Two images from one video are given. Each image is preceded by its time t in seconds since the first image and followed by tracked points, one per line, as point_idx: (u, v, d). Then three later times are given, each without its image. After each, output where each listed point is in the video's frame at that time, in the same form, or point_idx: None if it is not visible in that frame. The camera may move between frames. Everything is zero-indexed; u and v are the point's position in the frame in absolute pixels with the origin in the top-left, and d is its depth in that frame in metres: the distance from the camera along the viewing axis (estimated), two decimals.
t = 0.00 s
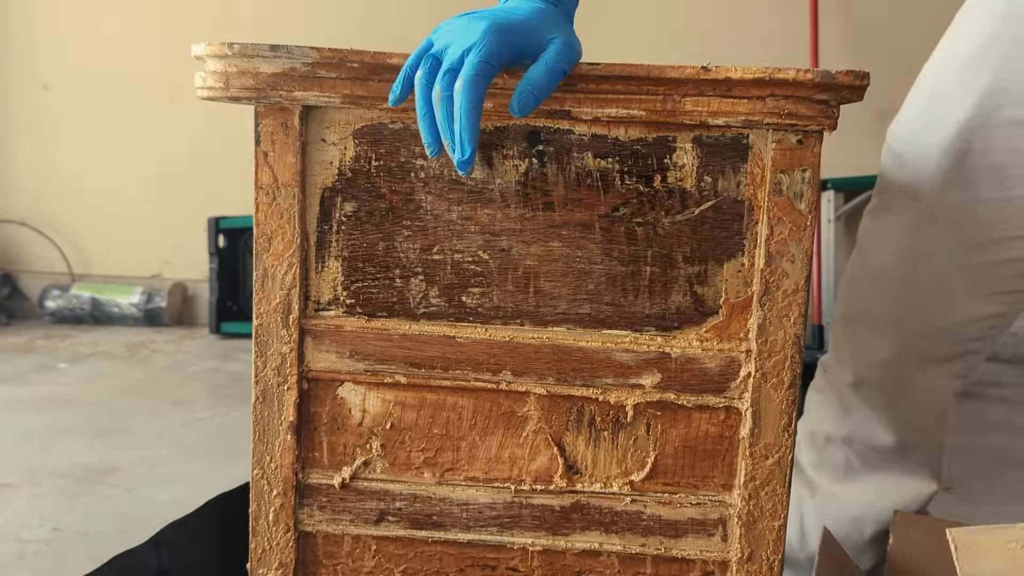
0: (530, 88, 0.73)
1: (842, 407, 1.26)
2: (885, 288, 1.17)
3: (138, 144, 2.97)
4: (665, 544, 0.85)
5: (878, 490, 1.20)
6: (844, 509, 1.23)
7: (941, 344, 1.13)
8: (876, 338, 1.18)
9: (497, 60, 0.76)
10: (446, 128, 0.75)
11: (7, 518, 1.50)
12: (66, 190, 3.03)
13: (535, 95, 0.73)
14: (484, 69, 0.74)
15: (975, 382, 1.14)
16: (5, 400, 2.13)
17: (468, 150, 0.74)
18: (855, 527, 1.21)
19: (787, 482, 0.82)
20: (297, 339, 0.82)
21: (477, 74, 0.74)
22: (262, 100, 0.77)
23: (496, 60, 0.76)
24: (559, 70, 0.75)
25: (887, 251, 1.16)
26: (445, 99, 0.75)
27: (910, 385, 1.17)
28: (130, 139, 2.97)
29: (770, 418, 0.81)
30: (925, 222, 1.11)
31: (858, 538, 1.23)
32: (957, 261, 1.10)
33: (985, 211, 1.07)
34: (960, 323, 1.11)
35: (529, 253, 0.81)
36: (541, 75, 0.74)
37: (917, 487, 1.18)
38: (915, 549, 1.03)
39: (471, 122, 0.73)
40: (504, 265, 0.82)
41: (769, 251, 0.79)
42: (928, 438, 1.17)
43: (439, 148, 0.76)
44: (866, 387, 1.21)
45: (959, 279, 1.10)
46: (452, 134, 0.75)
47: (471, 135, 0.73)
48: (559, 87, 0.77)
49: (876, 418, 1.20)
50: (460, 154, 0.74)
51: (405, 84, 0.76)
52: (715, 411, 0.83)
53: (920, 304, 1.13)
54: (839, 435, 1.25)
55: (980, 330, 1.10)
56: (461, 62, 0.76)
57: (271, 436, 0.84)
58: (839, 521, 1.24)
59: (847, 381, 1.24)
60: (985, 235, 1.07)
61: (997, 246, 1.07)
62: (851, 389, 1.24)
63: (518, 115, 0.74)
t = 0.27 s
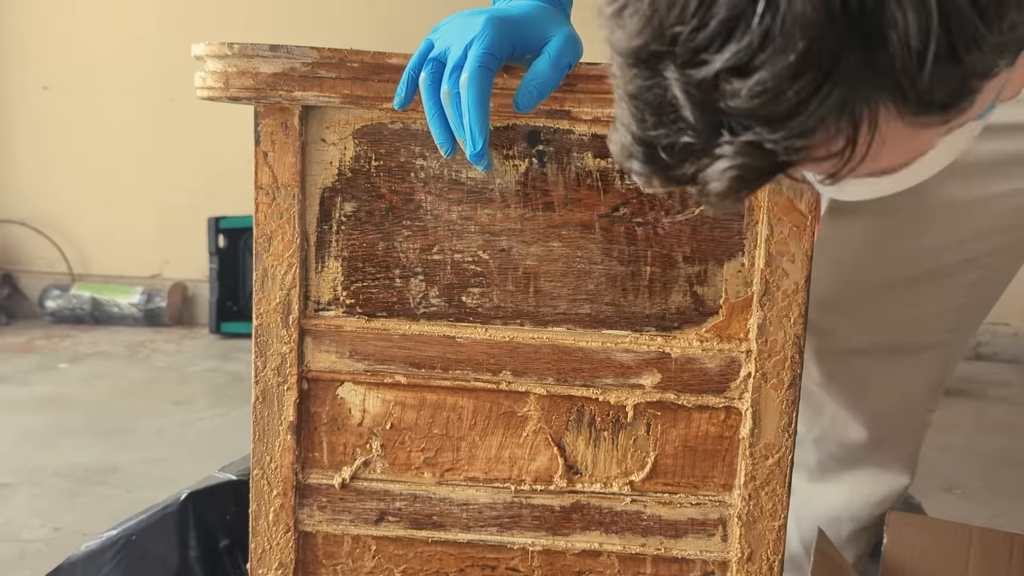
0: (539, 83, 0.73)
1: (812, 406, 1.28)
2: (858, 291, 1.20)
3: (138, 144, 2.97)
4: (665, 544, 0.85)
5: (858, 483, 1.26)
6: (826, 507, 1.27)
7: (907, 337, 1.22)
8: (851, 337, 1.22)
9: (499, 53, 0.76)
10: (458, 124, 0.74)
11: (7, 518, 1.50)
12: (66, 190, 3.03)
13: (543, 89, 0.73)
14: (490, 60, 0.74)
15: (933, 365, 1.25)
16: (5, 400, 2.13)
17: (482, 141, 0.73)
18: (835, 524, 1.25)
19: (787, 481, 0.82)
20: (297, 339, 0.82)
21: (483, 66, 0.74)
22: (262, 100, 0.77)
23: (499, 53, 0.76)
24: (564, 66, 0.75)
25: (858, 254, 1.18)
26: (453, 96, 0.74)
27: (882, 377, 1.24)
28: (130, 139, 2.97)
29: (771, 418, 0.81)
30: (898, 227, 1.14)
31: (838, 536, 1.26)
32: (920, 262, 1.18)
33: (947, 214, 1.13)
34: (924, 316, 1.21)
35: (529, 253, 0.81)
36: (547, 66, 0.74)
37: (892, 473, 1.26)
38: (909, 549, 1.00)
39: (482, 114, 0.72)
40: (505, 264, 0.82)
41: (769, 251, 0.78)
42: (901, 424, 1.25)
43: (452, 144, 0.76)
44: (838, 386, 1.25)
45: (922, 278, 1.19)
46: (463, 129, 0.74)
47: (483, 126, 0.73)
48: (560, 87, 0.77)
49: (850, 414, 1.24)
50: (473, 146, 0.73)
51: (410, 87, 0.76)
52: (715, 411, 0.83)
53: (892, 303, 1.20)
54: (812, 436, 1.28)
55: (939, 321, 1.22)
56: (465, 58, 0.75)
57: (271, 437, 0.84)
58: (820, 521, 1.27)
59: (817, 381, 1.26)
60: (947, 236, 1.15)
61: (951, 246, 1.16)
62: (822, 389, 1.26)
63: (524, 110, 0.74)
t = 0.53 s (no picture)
0: (531, 83, 0.73)
1: (836, 409, 1.25)
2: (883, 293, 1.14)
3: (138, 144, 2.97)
4: (665, 544, 0.85)
5: (874, 492, 1.21)
6: (839, 513, 1.24)
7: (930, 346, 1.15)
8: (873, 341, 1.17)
9: (494, 51, 0.76)
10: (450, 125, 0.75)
11: (6, 518, 1.50)
12: (66, 190, 3.03)
13: (535, 89, 0.74)
14: (481, 60, 0.74)
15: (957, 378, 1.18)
16: (5, 401, 2.13)
17: (468, 142, 0.73)
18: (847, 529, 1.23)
19: (787, 481, 0.82)
20: (297, 339, 0.82)
21: (476, 65, 0.74)
22: (262, 100, 0.77)
23: (493, 54, 0.76)
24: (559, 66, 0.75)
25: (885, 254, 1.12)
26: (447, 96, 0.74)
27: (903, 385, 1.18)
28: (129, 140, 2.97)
29: (771, 418, 0.81)
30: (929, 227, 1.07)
31: (848, 541, 1.24)
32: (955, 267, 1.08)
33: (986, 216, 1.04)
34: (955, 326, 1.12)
35: (529, 253, 0.81)
36: (539, 68, 0.74)
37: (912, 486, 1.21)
38: (907, 550, 1.01)
39: (470, 115, 0.72)
40: (505, 265, 0.82)
41: (769, 250, 0.78)
42: (918, 434, 1.20)
43: (446, 144, 0.76)
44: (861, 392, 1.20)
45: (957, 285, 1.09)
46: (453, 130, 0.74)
47: (471, 127, 0.72)
48: (559, 87, 0.77)
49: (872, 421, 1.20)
50: (460, 147, 0.73)
51: (406, 83, 0.76)
52: (715, 411, 0.83)
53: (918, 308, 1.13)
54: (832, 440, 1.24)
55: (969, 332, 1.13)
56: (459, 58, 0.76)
57: (271, 437, 0.84)
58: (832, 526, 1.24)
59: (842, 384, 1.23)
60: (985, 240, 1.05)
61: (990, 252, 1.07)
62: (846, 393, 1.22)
63: (515, 109, 0.74)
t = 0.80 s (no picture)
0: (532, 77, 0.74)
1: (835, 409, 1.24)
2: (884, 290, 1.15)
3: (138, 144, 2.97)
4: (665, 544, 0.85)
5: (875, 491, 1.21)
6: (840, 513, 1.23)
7: (931, 345, 1.15)
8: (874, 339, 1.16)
9: (495, 48, 0.77)
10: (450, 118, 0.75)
11: (7, 518, 1.50)
12: (67, 190, 3.03)
13: (537, 83, 0.74)
14: (483, 55, 0.74)
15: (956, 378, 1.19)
16: (5, 401, 2.13)
17: (468, 134, 0.73)
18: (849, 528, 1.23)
19: (787, 481, 0.82)
20: (297, 339, 0.82)
21: (477, 60, 0.74)
22: (263, 100, 0.77)
23: (495, 49, 0.77)
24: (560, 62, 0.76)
25: (884, 252, 1.14)
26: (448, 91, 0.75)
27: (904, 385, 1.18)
28: (130, 140, 2.97)
29: (770, 418, 0.81)
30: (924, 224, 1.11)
31: (849, 540, 1.24)
32: (951, 265, 1.12)
33: (977, 217, 1.10)
34: (952, 323, 1.14)
35: (529, 253, 0.81)
36: (540, 63, 0.75)
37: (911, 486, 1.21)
38: (907, 550, 1.01)
39: (471, 106, 0.72)
40: (505, 265, 0.82)
41: (769, 250, 0.79)
42: (917, 434, 1.20)
43: (446, 139, 0.76)
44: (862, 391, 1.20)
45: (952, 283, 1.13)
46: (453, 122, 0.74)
47: (471, 119, 0.72)
48: (559, 86, 0.77)
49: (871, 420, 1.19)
50: (460, 139, 0.73)
51: (406, 84, 0.76)
52: (715, 411, 0.83)
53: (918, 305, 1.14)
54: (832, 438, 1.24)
55: (965, 329, 1.15)
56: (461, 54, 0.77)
57: (272, 436, 0.84)
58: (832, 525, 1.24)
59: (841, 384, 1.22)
60: (979, 238, 1.10)
61: (982, 251, 1.11)
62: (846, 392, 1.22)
63: (517, 105, 0.75)
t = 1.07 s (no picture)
0: (534, 74, 0.74)
1: (832, 408, 1.25)
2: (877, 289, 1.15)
3: (138, 144, 2.97)
4: (665, 544, 0.85)
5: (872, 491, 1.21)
6: (836, 512, 1.24)
7: (925, 344, 1.15)
8: (867, 338, 1.17)
9: (497, 46, 0.77)
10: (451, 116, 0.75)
11: (7, 518, 1.50)
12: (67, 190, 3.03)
13: (539, 81, 0.74)
14: (485, 53, 0.75)
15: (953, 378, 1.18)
16: (5, 401, 2.13)
17: (467, 130, 0.73)
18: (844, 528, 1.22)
19: (787, 481, 0.82)
20: (297, 339, 0.82)
21: (477, 58, 0.74)
22: (263, 101, 0.77)
23: (496, 47, 0.77)
24: (561, 60, 0.76)
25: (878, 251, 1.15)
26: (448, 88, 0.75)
27: (899, 384, 1.18)
28: (130, 141, 2.97)
29: (770, 418, 0.81)
30: (918, 223, 1.12)
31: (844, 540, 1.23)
32: (946, 264, 1.12)
33: (973, 215, 1.10)
34: (949, 321, 1.14)
35: (529, 253, 0.82)
36: (542, 61, 0.75)
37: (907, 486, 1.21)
38: (906, 548, 1.01)
39: (471, 104, 0.72)
40: (505, 265, 0.82)
41: (769, 250, 0.79)
42: (913, 434, 1.20)
43: (444, 136, 0.75)
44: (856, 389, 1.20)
45: (946, 282, 1.13)
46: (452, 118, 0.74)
47: (470, 116, 0.72)
48: (559, 86, 0.77)
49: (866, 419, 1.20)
50: (458, 135, 0.73)
51: (406, 83, 0.76)
52: (714, 411, 0.83)
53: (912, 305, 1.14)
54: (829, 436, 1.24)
55: (962, 327, 1.15)
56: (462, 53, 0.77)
57: (272, 436, 0.84)
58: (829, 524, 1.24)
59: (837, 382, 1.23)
60: (975, 236, 1.10)
61: (977, 250, 1.11)
62: (841, 390, 1.22)
63: (518, 102, 0.75)
